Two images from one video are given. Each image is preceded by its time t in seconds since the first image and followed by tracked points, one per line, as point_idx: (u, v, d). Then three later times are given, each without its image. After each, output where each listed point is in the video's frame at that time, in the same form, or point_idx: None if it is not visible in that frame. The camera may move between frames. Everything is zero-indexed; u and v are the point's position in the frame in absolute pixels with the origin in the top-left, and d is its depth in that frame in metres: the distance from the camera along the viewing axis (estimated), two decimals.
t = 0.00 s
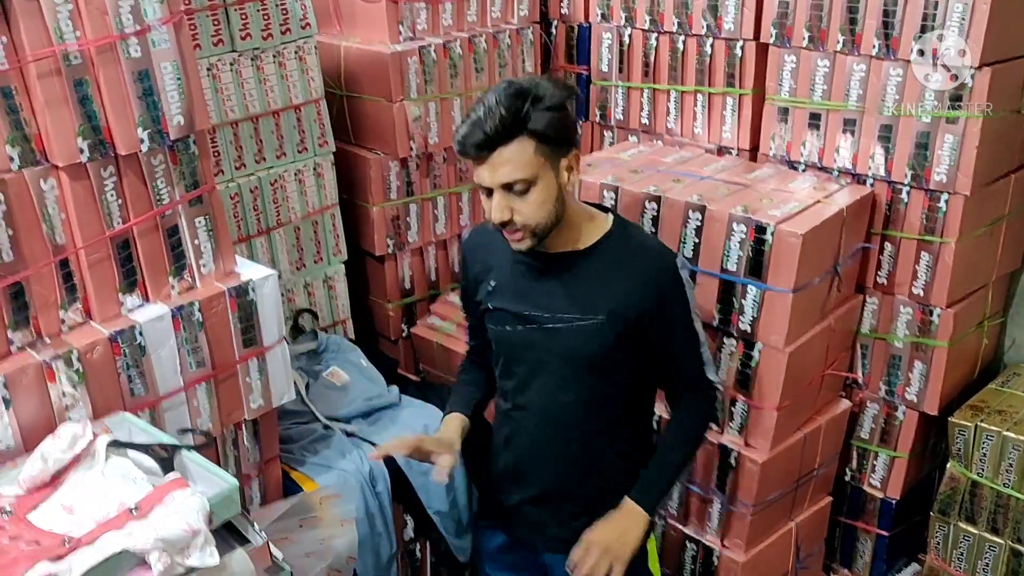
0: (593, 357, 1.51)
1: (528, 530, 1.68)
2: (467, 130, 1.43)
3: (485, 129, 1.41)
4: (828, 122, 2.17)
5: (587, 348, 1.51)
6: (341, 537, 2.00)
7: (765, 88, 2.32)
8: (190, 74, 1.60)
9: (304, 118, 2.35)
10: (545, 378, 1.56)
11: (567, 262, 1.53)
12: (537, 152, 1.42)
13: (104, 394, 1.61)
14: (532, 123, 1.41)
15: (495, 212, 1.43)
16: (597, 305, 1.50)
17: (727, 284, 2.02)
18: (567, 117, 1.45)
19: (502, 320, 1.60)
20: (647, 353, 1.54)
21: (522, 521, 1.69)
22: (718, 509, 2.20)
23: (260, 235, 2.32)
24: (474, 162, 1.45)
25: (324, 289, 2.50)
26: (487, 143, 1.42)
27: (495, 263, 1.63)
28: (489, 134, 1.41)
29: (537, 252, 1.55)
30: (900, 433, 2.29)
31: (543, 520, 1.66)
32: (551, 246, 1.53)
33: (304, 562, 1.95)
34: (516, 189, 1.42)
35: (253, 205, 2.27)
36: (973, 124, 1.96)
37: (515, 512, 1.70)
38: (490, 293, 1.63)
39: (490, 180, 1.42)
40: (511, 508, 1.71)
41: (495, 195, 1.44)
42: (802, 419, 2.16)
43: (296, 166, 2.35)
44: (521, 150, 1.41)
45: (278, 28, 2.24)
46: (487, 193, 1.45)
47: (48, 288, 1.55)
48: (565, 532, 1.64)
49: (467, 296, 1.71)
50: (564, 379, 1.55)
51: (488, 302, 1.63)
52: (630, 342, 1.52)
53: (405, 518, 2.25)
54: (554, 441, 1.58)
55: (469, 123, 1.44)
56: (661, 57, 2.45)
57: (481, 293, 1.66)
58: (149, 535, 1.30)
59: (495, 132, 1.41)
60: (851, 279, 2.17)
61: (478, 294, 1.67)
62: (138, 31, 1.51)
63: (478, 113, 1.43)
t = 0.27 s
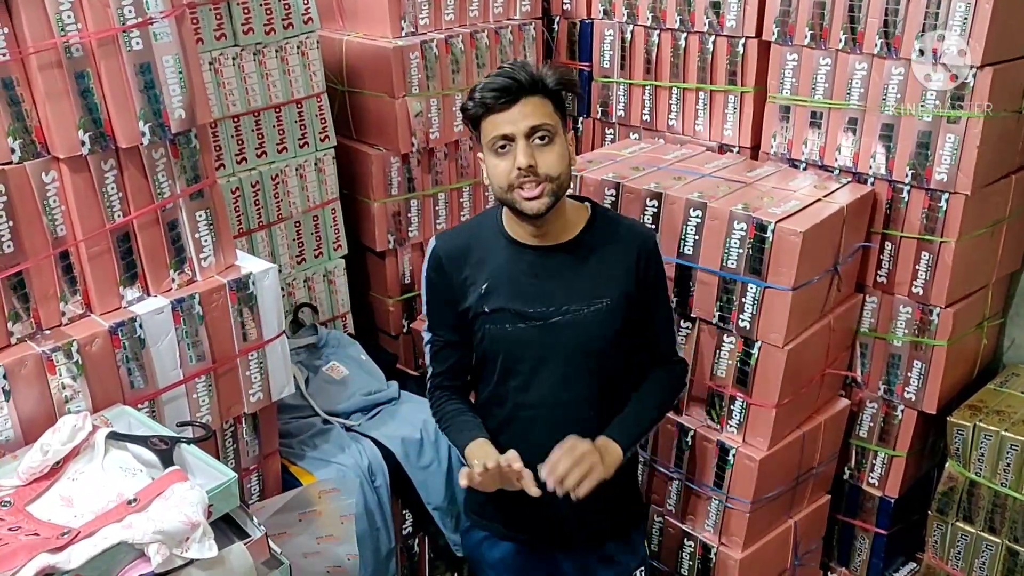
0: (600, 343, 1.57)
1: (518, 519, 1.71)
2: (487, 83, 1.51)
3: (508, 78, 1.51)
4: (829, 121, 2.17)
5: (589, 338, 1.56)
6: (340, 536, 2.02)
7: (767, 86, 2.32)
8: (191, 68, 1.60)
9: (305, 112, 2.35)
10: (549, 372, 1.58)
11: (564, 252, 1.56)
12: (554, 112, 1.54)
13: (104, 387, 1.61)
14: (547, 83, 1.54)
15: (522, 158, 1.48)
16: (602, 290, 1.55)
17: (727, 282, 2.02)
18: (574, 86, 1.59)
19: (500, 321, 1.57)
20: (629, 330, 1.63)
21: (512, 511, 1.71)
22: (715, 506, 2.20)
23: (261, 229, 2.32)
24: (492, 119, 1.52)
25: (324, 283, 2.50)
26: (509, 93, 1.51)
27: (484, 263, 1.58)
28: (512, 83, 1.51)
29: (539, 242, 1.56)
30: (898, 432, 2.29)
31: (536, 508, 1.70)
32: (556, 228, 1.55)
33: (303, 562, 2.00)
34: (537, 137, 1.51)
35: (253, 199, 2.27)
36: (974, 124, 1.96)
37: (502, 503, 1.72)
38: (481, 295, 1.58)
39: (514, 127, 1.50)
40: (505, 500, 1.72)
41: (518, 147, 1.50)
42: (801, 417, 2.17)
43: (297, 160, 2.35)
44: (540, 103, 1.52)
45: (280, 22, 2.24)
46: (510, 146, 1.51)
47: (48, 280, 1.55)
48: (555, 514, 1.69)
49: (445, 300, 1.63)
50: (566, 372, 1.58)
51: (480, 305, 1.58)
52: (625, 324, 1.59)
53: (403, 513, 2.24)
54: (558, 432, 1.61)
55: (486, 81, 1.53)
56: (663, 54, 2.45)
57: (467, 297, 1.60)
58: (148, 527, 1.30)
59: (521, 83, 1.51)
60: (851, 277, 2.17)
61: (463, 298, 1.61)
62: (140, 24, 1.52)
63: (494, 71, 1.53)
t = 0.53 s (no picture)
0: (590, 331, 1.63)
1: (514, 513, 1.71)
2: (488, 73, 1.57)
3: (509, 69, 1.56)
4: (830, 119, 2.17)
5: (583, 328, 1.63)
6: (339, 529, 2.01)
7: (768, 84, 2.32)
8: (192, 62, 1.60)
9: (306, 108, 2.35)
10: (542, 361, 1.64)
11: (554, 245, 1.62)
12: (552, 105, 1.60)
13: (103, 381, 1.61)
14: (546, 78, 1.60)
15: (521, 147, 1.54)
16: (592, 281, 1.62)
17: (727, 280, 2.02)
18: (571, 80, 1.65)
19: (494, 314, 1.62)
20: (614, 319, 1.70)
21: (509, 506, 1.72)
22: (714, 504, 2.20)
23: (261, 224, 2.32)
24: (491, 108, 1.57)
25: (324, 279, 2.50)
26: (509, 83, 1.56)
27: (477, 258, 1.62)
28: (513, 74, 1.56)
29: (530, 235, 1.62)
30: (897, 431, 2.29)
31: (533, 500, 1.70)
32: (547, 220, 1.62)
33: (299, 556, 1.98)
34: (535, 127, 1.57)
35: (254, 194, 2.27)
36: (975, 123, 1.96)
37: (499, 498, 1.72)
38: (474, 290, 1.62)
39: (512, 117, 1.56)
40: (502, 497, 1.72)
41: (517, 136, 1.56)
42: (800, 415, 2.17)
43: (298, 156, 2.35)
44: (539, 95, 1.58)
45: (282, 17, 2.24)
46: (509, 134, 1.56)
47: (48, 273, 1.55)
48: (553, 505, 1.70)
49: (438, 298, 1.64)
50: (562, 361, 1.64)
51: (473, 300, 1.62)
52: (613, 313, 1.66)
53: (402, 509, 2.25)
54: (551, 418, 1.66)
55: (486, 71, 1.58)
56: (665, 51, 2.45)
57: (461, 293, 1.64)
58: (146, 522, 1.31)
59: (522, 75, 1.57)
60: (852, 276, 2.17)
61: (457, 295, 1.63)
62: (140, 18, 1.52)
63: (495, 63, 1.59)
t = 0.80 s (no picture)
0: (591, 326, 1.63)
1: (512, 506, 1.71)
2: (509, 60, 1.56)
3: (531, 59, 1.55)
4: (831, 111, 2.16)
5: (587, 317, 1.62)
6: (339, 519, 2.01)
7: (768, 75, 2.31)
8: (192, 52, 1.60)
9: (306, 98, 2.34)
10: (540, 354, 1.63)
11: (557, 237, 1.61)
12: (570, 100, 1.58)
13: (103, 371, 1.61)
14: (569, 71, 1.58)
15: (532, 138, 1.54)
16: (594, 276, 1.61)
17: (727, 272, 2.02)
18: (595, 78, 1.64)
19: (494, 303, 1.62)
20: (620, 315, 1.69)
21: (509, 498, 1.72)
22: (713, 495, 2.21)
23: (260, 214, 2.32)
24: (508, 95, 1.57)
25: (324, 269, 2.50)
26: (528, 73, 1.55)
27: (479, 247, 1.62)
28: (534, 65, 1.55)
29: (535, 226, 1.61)
30: (896, 423, 2.29)
31: (532, 495, 1.71)
32: (553, 214, 1.61)
33: (299, 544, 1.98)
34: (550, 121, 1.56)
35: (253, 185, 2.27)
36: (976, 115, 1.95)
37: (499, 490, 1.72)
38: (476, 278, 1.62)
39: (528, 108, 1.55)
40: (500, 489, 1.72)
41: (530, 126, 1.55)
42: (799, 407, 2.17)
43: (298, 146, 2.35)
44: (558, 89, 1.57)
45: (281, 6, 2.23)
46: (522, 124, 1.56)
47: (47, 263, 1.55)
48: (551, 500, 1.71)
49: (440, 283, 1.64)
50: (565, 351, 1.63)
51: (474, 288, 1.63)
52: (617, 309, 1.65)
53: (401, 500, 2.25)
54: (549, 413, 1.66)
55: (508, 58, 1.58)
56: (665, 42, 2.44)
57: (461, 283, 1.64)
58: (146, 512, 1.31)
59: (543, 66, 1.56)
60: (851, 268, 2.17)
61: (457, 281, 1.63)
62: (140, 8, 1.51)
63: (518, 50, 1.58)
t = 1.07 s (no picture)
0: (605, 321, 1.59)
1: (512, 497, 1.72)
2: (542, 41, 1.56)
3: (564, 41, 1.55)
4: (831, 97, 2.15)
5: (600, 312, 1.59)
6: (338, 506, 2.03)
7: (769, 62, 2.31)
8: (190, 37, 1.59)
9: (305, 84, 2.33)
10: (553, 348, 1.60)
11: (572, 229, 1.59)
12: (598, 88, 1.58)
13: (102, 357, 1.61)
14: (600, 59, 1.58)
15: (557, 119, 1.53)
16: (609, 269, 1.58)
17: (727, 259, 2.01)
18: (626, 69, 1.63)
19: (506, 294, 1.59)
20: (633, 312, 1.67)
21: (516, 491, 1.71)
22: (712, 482, 2.21)
23: (260, 201, 2.31)
24: (537, 76, 1.56)
25: (323, 257, 2.49)
26: (560, 55, 1.55)
27: (491, 237, 1.60)
28: (566, 47, 1.55)
29: (552, 216, 1.59)
30: (895, 410, 2.30)
31: (534, 488, 1.70)
32: (570, 203, 1.58)
33: (298, 531, 1.99)
34: (577, 106, 1.55)
35: (252, 171, 2.26)
36: (977, 101, 1.95)
37: (505, 483, 1.72)
38: (488, 269, 1.59)
39: (556, 90, 1.54)
40: (501, 479, 1.72)
41: (556, 108, 1.54)
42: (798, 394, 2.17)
43: (297, 133, 2.34)
44: (588, 74, 1.56)
45: None
46: (549, 105, 1.55)
47: (45, 250, 1.55)
48: (554, 495, 1.70)
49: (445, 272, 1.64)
50: (576, 345, 1.60)
51: (486, 279, 1.60)
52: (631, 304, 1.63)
53: (400, 486, 2.24)
54: (558, 409, 1.63)
55: (541, 39, 1.57)
56: (665, 29, 2.43)
57: (473, 274, 1.61)
58: (145, 498, 1.31)
59: (574, 49, 1.55)
60: (851, 255, 2.16)
61: (467, 272, 1.62)
62: None
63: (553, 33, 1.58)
